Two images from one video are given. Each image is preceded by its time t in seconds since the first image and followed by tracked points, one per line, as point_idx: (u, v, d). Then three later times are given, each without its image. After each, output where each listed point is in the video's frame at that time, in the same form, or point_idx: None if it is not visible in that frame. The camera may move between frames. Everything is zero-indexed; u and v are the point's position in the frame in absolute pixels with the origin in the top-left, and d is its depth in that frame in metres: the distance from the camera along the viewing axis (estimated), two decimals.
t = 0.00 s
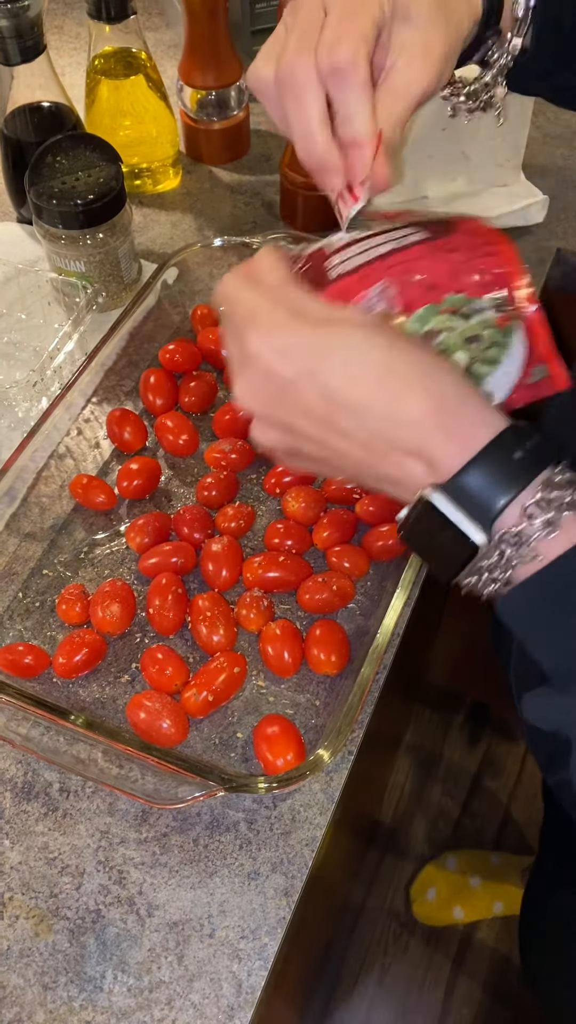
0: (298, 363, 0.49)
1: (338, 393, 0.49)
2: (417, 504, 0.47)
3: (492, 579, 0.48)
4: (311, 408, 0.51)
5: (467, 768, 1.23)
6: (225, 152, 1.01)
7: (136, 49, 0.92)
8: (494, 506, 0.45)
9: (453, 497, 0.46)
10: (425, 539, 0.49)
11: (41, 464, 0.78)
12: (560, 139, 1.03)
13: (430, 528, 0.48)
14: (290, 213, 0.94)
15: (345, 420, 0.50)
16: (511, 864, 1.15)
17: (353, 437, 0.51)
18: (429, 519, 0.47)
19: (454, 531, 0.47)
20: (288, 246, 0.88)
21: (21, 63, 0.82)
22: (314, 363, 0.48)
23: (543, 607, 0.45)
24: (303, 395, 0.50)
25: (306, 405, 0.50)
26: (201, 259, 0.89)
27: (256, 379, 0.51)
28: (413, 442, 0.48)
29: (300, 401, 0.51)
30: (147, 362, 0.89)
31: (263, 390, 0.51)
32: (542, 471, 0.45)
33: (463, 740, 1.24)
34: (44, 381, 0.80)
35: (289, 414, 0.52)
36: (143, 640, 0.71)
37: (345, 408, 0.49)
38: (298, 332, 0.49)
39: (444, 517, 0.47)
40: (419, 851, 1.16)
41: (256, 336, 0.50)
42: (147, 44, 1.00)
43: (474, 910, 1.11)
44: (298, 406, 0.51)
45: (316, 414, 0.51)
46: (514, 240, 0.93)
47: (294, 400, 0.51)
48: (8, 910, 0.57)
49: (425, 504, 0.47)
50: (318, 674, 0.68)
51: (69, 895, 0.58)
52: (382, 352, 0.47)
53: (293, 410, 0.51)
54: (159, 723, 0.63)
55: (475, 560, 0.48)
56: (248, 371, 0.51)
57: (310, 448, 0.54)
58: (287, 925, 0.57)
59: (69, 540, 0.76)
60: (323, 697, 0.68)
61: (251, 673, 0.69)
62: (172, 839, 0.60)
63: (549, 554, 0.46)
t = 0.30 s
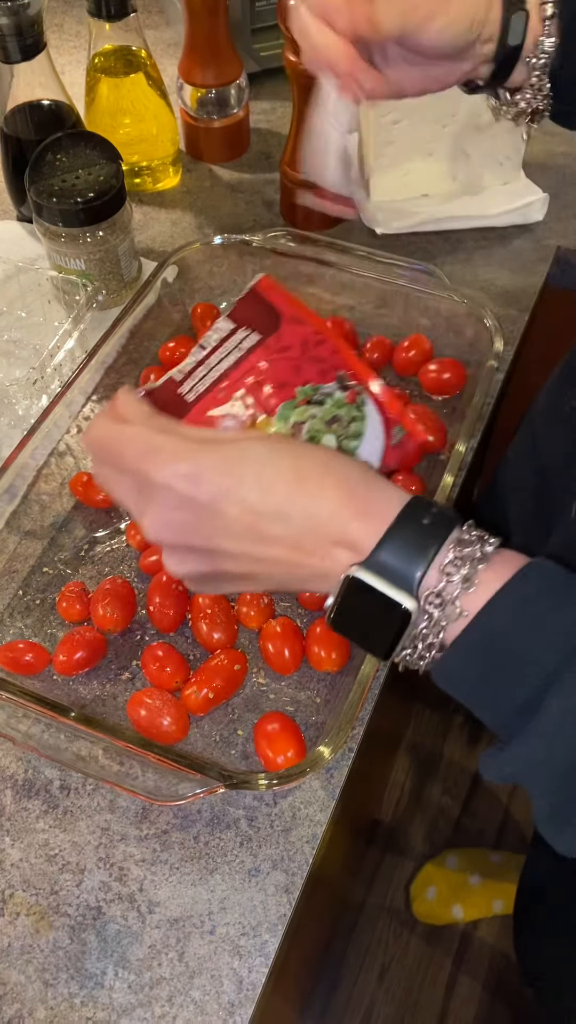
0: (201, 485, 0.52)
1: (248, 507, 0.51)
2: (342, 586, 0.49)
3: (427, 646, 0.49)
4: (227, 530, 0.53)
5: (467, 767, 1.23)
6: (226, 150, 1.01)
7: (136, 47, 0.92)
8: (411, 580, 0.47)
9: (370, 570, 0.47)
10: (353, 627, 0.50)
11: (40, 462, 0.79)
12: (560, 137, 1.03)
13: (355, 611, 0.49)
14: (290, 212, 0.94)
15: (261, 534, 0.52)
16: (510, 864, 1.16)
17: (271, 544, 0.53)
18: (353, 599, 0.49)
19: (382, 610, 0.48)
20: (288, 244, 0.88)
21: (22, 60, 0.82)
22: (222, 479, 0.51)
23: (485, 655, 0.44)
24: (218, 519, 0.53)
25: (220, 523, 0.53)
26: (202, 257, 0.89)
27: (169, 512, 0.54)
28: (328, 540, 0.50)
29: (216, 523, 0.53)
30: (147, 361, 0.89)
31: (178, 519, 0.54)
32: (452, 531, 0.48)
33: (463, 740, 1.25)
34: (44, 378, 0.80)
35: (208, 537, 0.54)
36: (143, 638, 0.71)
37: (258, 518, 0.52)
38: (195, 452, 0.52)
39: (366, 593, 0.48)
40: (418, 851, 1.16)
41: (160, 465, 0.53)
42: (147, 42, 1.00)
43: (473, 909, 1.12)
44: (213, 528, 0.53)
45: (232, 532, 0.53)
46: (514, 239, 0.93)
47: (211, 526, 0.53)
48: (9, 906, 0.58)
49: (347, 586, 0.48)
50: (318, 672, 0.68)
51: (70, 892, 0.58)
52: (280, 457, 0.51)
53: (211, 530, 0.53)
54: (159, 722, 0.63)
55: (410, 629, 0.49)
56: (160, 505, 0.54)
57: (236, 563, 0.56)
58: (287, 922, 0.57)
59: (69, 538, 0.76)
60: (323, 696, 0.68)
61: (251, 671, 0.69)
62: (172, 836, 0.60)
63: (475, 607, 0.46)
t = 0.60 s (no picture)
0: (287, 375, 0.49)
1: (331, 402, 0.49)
2: (401, 481, 0.49)
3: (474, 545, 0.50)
4: (308, 423, 0.52)
5: (466, 766, 1.23)
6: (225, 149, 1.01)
7: (135, 45, 0.93)
8: (468, 487, 0.47)
9: (431, 471, 0.47)
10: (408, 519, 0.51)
11: (39, 459, 0.79)
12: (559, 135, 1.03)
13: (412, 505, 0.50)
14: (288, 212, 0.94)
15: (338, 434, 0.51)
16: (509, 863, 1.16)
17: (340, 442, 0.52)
18: (408, 496, 0.49)
19: (435, 508, 0.49)
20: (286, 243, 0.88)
21: (20, 59, 0.82)
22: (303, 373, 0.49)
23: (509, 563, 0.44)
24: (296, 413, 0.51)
25: (296, 415, 0.51)
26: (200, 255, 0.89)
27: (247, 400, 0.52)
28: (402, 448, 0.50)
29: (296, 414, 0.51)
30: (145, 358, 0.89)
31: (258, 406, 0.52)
32: (516, 442, 0.47)
33: (462, 738, 1.24)
34: (42, 376, 0.81)
35: (284, 429, 0.53)
36: (142, 634, 0.71)
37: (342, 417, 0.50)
38: (275, 334, 0.49)
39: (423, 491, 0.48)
40: (418, 849, 1.16)
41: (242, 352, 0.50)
42: (146, 40, 1.00)
43: (473, 906, 1.12)
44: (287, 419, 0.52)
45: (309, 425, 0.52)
46: (513, 238, 0.94)
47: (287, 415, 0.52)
48: (7, 902, 0.58)
49: (404, 482, 0.48)
50: (316, 668, 0.68)
51: (68, 888, 0.58)
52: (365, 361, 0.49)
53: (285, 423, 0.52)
54: (158, 718, 0.63)
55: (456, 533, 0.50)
56: (240, 391, 0.52)
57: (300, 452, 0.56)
58: (285, 918, 0.57)
59: (68, 535, 0.76)
60: (322, 691, 0.68)
61: (249, 667, 0.69)
62: (170, 832, 0.61)
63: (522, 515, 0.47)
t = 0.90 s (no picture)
0: (403, 293, 0.45)
1: (426, 325, 0.47)
2: (449, 429, 0.50)
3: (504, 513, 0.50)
4: (400, 363, 0.49)
5: (465, 765, 1.23)
6: (223, 148, 1.01)
7: (133, 44, 0.93)
8: (515, 446, 0.50)
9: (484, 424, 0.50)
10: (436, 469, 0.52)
11: (37, 458, 0.78)
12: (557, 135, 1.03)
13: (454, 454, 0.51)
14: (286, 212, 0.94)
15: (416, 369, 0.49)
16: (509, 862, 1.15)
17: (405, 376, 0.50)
18: (450, 449, 0.51)
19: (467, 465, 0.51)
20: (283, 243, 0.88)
21: (18, 58, 0.82)
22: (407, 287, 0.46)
23: (533, 545, 0.49)
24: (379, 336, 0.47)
25: (388, 338, 0.47)
26: (198, 254, 0.89)
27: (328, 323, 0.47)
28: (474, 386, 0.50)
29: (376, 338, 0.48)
30: (143, 358, 0.89)
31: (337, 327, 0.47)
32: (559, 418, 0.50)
33: (461, 737, 1.24)
34: (40, 376, 0.80)
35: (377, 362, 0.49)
36: (139, 632, 0.71)
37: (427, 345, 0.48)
38: (403, 249, 0.45)
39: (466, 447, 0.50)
40: (417, 848, 1.16)
41: (356, 254, 0.44)
42: (144, 40, 1.00)
43: (472, 906, 1.11)
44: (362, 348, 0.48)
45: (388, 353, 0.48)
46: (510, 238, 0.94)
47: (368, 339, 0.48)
48: (4, 900, 0.58)
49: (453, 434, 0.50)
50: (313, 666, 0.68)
51: (65, 886, 0.58)
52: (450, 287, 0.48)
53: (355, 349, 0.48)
54: (154, 716, 0.63)
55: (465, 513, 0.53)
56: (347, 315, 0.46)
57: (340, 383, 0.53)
58: (282, 915, 0.57)
59: (65, 533, 0.77)
60: (318, 689, 0.68)
61: (246, 665, 0.69)
62: (167, 830, 0.61)
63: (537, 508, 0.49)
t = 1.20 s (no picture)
0: (396, 292, 0.46)
1: (426, 325, 0.47)
2: (464, 444, 0.47)
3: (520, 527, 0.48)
4: (404, 359, 0.49)
5: (464, 766, 1.23)
6: (220, 148, 1.01)
7: (130, 45, 0.93)
8: (532, 460, 0.46)
9: (497, 436, 0.46)
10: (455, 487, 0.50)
11: (34, 458, 0.78)
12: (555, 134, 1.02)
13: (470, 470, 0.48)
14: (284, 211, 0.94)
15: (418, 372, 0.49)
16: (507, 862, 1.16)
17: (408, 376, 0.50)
18: (465, 464, 0.48)
19: (482, 481, 0.48)
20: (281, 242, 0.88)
21: (16, 58, 0.82)
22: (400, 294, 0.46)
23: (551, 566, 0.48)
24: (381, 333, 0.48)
25: (386, 333, 0.48)
26: (195, 254, 0.89)
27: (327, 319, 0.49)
28: (491, 386, 0.47)
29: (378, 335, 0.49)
30: (141, 358, 0.89)
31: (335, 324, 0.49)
32: None
33: (460, 737, 1.24)
34: (37, 376, 0.80)
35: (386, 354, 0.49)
36: (136, 632, 0.71)
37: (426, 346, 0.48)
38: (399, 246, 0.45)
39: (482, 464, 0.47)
40: (415, 848, 1.16)
41: (350, 258, 0.45)
42: (142, 40, 1.00)
43: (471, 907, 1.12)
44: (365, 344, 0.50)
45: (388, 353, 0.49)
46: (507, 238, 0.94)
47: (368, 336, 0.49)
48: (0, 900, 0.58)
49: (470, 451, 0.47)
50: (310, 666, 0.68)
51: (62, 886, 0.58)
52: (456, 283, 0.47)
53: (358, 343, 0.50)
54: (151, 716, 0.63)
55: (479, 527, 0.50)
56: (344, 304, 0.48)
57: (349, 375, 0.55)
58: (278, 915, 0.57)
59: (63, 534, 0.77)
60: (315, 689, 0.68)
61: (243, 665, 0.69)
62: (163, 830, 0.61)
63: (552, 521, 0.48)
